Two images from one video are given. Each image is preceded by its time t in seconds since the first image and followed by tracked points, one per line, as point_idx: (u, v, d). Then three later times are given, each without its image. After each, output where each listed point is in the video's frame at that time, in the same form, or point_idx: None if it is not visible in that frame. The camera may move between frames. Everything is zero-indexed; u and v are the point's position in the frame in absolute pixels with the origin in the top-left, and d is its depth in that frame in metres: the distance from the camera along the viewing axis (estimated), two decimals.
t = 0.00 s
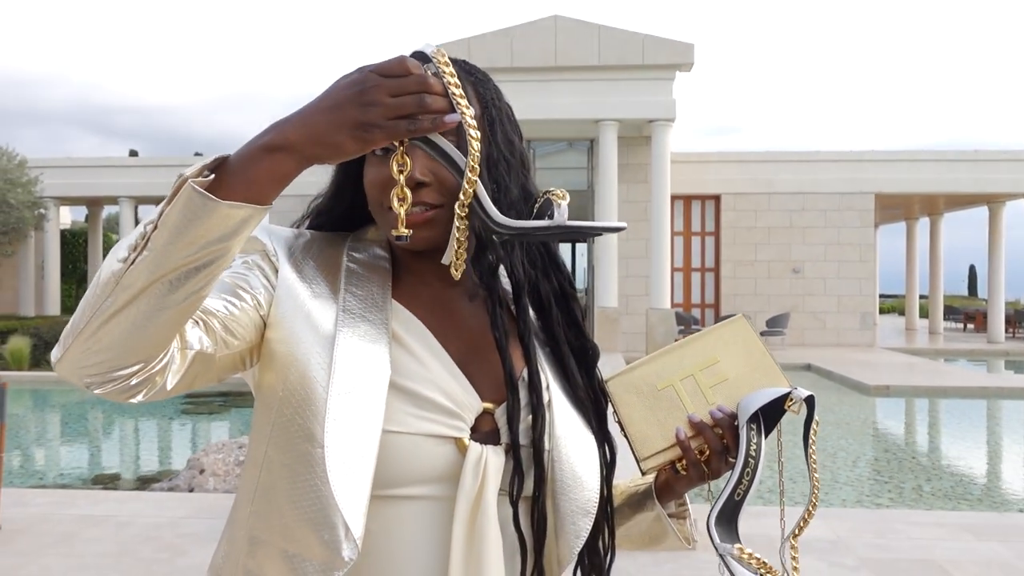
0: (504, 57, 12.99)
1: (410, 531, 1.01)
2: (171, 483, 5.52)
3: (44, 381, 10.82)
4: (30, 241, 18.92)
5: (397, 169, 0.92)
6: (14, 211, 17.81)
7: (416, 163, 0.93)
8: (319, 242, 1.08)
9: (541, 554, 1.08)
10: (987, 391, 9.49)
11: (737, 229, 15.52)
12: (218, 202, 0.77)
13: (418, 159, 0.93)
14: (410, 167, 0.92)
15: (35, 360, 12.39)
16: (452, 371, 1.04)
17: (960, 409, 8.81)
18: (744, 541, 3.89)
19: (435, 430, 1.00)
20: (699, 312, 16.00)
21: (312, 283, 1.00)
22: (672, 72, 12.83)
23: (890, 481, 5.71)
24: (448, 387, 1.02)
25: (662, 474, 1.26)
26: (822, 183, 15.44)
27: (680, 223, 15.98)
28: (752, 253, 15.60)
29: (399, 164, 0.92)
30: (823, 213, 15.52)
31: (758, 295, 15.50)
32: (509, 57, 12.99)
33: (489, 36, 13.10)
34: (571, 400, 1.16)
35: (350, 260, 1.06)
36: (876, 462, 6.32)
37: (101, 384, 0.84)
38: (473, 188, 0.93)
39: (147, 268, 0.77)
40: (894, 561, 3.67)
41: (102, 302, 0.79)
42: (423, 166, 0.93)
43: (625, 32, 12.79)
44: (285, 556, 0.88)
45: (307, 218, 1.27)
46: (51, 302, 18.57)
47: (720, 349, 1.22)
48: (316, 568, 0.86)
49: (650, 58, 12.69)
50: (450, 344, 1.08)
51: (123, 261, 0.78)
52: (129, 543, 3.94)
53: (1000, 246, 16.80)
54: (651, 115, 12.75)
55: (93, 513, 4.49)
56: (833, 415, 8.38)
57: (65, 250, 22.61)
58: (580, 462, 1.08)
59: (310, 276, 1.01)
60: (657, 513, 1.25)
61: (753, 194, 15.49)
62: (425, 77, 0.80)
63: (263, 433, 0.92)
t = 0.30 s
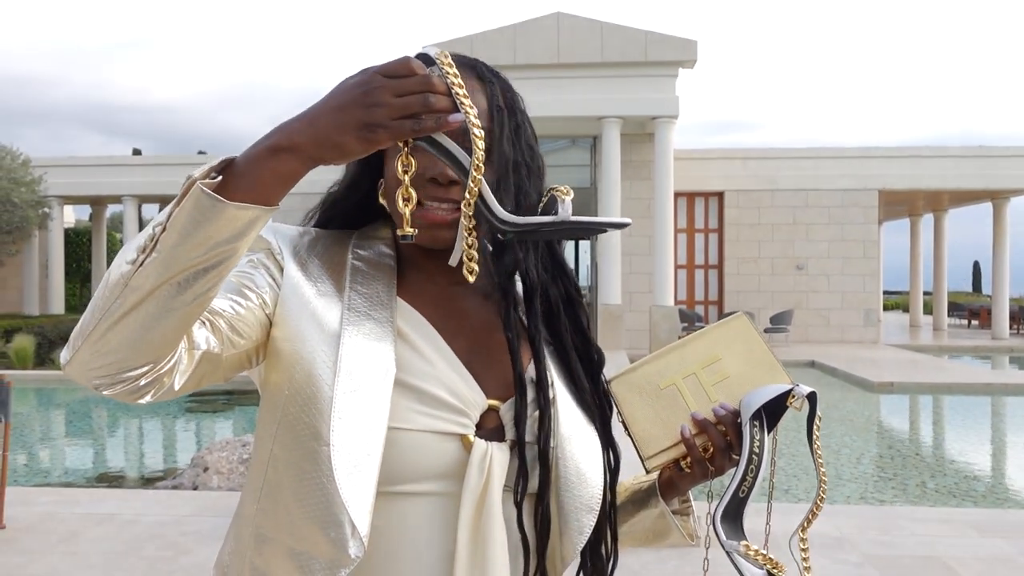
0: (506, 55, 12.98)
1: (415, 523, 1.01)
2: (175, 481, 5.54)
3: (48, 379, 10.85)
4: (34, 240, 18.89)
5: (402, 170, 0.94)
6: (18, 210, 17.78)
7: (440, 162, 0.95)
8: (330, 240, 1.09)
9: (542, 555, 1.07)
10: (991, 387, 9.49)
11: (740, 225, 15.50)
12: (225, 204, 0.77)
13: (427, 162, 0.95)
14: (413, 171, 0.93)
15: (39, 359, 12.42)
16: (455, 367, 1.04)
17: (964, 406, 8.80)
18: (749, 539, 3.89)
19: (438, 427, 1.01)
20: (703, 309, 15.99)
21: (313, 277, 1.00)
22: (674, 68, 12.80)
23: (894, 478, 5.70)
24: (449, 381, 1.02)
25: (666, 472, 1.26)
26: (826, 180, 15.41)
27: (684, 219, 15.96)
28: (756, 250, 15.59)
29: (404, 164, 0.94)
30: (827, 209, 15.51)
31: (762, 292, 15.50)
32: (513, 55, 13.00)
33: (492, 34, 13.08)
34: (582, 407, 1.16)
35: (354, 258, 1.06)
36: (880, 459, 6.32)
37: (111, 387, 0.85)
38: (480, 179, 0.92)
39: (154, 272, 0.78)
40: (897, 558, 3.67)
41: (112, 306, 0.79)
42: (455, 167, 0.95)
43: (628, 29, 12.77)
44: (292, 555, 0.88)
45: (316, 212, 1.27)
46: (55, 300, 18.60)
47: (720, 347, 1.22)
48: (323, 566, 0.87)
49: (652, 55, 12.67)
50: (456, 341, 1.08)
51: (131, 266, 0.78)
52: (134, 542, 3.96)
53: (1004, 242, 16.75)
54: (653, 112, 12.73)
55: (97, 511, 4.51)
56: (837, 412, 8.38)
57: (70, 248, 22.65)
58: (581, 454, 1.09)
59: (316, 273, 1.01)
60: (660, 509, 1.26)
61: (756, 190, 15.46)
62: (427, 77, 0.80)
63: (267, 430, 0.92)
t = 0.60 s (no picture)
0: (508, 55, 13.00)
1: (411, 529, 1.01)
2: (176, 480, 5.54)
3: (50, 378, 10.86)
4: (35, 239, 18.79)
5: (374, 190, 0.99)
6: (21, 210, 17.61)
7: (537, 179, 1.06)
8: (347, 241, 1.10)
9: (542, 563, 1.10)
10: (993, 386, 9.48)
11: (741, 225, 15.50)
12: (228, 249, 0.81)
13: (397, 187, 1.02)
14: (383, 193, 0.98)
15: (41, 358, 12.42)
16: (448, 371, 1.04)
17: (966, 405, 8.80)
18: (750, 538, 3.89)
19: (431, 436, 1.00)
20: (704, 308, 15.97)
21: (316, 287, 1.00)
22: (676, 67, 12.79)
23: (896, 478, 5.70)
24: (447, 388, 1.02)
25: (665, 481, 1.26)
26: (828, 178, 15.41)
27: (686, 219, 15.95)
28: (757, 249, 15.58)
29: (375, 186, 0.99)
30: (829, 209, 15.50)
31: (764, 291, 15.49)
32: (514, 54, 13.01)
33: (494, 33, 13.06)
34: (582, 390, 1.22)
35: (359, 267, 1.06)
36: (881, 458, 6.32)
37: (144, 453, 0.88)
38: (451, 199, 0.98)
39: (173, 329, 0.81)
40: (898, 557, 3.67)
41: (136, 373, 0.82)
42: (541, 197, 1.07)
43: (630, 28, 12.76)
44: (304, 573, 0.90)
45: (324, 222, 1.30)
46: (57, 300, 18.59)
47: (722, 356, 1.22)
48: None
49: (654, 54, 12.65)
50: (452, 346, 1.09)
51: (146, 333, 0.81)
52: (135, 541, 3.96)
53: (1006, 241, 16.74)
54: (655, 111, 12.72)
55: (98, 510, 4.51)
56: (839, 411, 8.38)
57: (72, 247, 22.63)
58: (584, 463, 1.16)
59: (324, 274, 1.03)
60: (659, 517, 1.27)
61: (758, 189, 15.45)
62: (397, 100, 0.83)
63: (273, 448, 0.92)
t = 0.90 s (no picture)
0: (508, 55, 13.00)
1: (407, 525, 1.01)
2: (175, 480, 5.54)
3: (49, 378, 10.85)
4: (35, 238, 18.74)
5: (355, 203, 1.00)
6: (21, 210, 17.62)
7: (545, 193, 1.06)
8: (351, 244, 1.10)
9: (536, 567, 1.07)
10: (992, 386, 9.49)
11: (741, 224, 15.50)
12: (222, 251, 0.81)
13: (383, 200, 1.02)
14: (363, 202, 0.99)
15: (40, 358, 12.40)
16: (447, 375, 1.04)
17: (966, 405, 8.80)
18: (749, 539, 3.90)
19: (426, 433, 1.00)
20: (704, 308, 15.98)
21: (319, 289, 1.00)
22: (675, 67, 12.80)
23: (896, 478, 5.70)
24: (445, 390, 1.02)
25: (660, 493, 1.27)
26: (827, 179, 15.42)
27: (685, 218, 15.95)
28: (757, 249, 15.58)
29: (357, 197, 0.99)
30: (829, 209, 15.51)
31: (763, 291, 15.50)
32: (514, 54, 13.02)
33: (494, 32, 13.05)
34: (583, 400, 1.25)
35: (363, 271, 1.05)
36: (881, 458, 6.33)
37: (144, 456, 0.87)
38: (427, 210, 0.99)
39: (170, 329, 0.81)
40: (897, 557, 3.67)
41: (132, 372, 0.82)
42: (549, 212, 1.07)
43: (630, 28, 12.76)
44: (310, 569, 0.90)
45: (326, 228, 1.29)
46: (56, 300, 18.57)
47: (720, 373, 1.24)
48: None
49: (654, 53, 12.65)
50: (452, 349, 1.09)
51: (141, 335, 0.81)
52: (133, 541, 3.95)
53: (1007, 241, 16.74)
54: (655, 111, 12.72)
55: (96, 510, 4.50)
56: (839, 411, 8.38)
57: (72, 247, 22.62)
58: (584, 464, 1.12)
59: (327, 274, 1.03)
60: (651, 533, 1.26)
61: (757, 189, 15.45)
62: (381, 110, 0.84)
63: (278, 449, 0.93)
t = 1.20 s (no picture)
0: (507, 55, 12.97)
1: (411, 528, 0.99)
2: (172, 481, 5.52)
3: (47, 378, 10.83)
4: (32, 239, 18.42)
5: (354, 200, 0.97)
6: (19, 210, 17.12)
7: (546, 202, 1.05)
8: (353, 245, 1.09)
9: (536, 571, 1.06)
10: (991, 387, 9.50)
11: (740, 225, 15.50)
12: (225, 247, 0.80)
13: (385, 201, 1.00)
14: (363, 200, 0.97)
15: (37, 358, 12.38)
16: (447, 375, 1.03)
17: (965, 405, 8.80)
18: (749, 540, 3.89)
19: (428, 435, 0.99)
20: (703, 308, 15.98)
21: (321, 293, 0.99)
22: (674, 67, 12.79)
23: (896, 478, 5.70)
24: (446, 391, 1.01)
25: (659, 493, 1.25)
26: (826, 179, 15.42)
27: (685, 219, 15.94)
28: (756, 249, 15.58)
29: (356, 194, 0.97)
30: (828, 209, 15.51)
31: (762, 292, 15.51)
32: (513, 54, 13.00)
33: (493, 33, 13.02)
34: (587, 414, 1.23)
35: (365, 274, 1.04)
36: (880, 459, 6.32)
37: (150, 455, 0.86)
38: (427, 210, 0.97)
39: (174, 327, 0.79)
40: (897, 558, 3.67)
41: (134, 371, 0.81)
42: (550, 219, 1.05)
43: (629, 28, 12.75)
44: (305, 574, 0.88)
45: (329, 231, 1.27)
46: (54, 300, 18.53)
47: (711, 371, 1.23)
48: None
49: (653, 54, 12.63)
50: (454, 352, 1.07)
51: (146, 330, 0.80)
52: (130, 541, 3.94)
53: (1006, 242, 16.75)
54: (655, 111, 12.70)
55: (94, 510, 4.49)
56: (838, 412, 8.37)
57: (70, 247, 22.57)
58: (584, 469, 1.11)
59: (330, 278, 1.02)
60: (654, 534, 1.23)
61: (756, 189, 15.45)
62: (382, 109, 0.83)
63: (277, 454, 0.91)
